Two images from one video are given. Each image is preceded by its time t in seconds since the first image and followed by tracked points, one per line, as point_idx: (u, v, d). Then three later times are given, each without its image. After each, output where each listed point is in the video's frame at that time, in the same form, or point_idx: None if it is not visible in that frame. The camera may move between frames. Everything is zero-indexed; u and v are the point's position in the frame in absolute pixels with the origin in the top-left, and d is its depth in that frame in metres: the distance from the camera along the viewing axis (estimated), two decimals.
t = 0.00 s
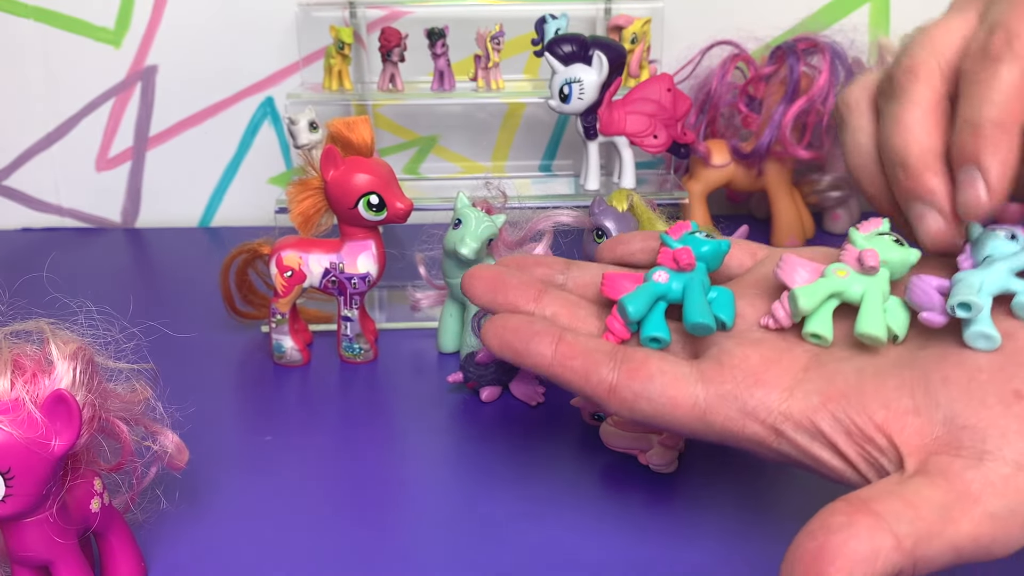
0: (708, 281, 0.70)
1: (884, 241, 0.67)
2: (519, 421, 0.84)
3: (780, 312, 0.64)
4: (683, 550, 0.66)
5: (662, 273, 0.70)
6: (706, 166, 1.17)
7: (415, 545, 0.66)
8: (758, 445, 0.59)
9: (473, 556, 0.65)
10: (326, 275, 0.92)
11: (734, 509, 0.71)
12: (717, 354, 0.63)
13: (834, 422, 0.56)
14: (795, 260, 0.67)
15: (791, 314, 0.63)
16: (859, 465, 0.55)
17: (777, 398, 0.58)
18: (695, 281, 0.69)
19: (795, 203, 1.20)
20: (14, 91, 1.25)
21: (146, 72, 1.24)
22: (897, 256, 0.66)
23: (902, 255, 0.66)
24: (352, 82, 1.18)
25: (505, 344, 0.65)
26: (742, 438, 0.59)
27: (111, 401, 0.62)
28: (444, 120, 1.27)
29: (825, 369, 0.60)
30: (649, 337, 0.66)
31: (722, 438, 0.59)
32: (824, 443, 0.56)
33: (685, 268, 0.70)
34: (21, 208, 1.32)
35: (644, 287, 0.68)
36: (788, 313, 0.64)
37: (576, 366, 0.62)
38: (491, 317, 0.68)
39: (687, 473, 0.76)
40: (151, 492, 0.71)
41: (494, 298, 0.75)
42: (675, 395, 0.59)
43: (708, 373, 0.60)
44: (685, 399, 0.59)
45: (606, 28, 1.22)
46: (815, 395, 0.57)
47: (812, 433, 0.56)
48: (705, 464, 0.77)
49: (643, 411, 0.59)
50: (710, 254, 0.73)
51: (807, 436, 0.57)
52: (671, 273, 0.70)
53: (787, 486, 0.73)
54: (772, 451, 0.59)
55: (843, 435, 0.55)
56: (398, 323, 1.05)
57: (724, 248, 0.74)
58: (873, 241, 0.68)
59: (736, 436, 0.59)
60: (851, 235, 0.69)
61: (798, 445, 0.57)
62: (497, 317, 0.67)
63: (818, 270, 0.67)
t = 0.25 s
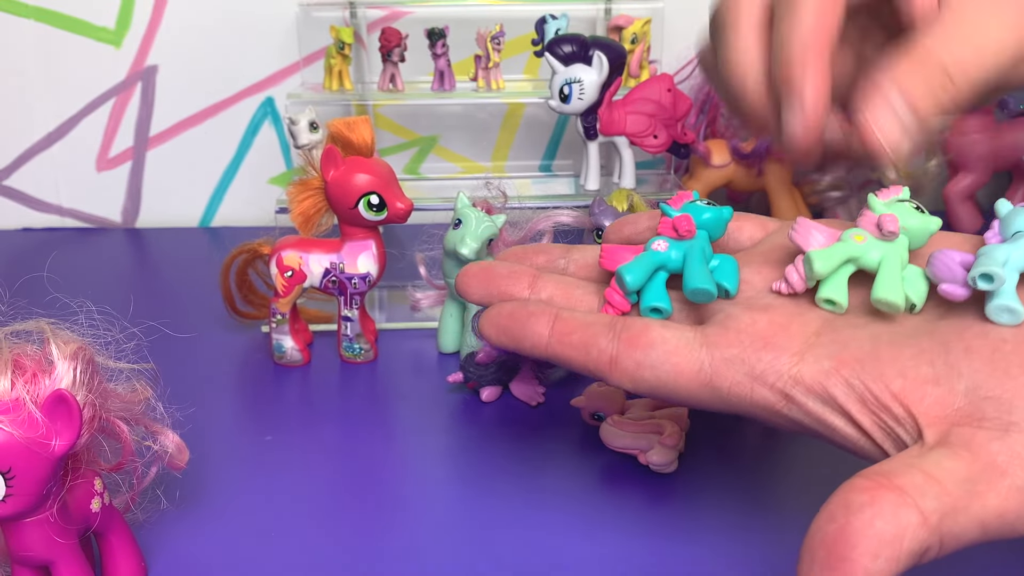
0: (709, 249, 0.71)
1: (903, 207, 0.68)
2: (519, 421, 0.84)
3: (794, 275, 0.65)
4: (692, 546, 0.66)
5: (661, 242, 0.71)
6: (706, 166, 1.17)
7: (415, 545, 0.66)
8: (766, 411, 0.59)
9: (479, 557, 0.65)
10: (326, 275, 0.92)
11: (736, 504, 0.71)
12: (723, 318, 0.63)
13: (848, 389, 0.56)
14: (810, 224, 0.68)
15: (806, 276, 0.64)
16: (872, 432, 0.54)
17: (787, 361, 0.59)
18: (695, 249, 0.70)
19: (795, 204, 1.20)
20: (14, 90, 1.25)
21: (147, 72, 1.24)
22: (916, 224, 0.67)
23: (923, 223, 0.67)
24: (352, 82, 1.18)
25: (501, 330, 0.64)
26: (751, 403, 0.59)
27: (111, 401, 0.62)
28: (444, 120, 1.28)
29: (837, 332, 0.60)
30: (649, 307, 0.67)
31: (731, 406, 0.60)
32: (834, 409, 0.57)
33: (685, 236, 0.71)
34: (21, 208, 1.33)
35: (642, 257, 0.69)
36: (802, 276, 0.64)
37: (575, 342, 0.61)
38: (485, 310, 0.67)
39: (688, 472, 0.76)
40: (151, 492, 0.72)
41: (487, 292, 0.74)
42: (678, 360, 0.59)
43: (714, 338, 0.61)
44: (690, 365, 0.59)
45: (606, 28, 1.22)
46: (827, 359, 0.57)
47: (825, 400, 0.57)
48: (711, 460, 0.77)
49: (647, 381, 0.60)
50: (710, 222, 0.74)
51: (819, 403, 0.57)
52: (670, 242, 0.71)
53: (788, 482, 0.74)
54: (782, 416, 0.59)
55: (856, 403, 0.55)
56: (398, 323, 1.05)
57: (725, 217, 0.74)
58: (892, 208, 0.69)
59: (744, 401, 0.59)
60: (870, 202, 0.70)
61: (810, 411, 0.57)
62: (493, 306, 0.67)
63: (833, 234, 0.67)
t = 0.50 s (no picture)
0: (704, 254, 0.70)
1: (915, 212, 0.63)
2: (519, 421, 0.84)
3: (795, 278, 0.64)
4: (695, 550, 0.66)
5: (656, 247, 0.71)
6: (706, 166, 1.16)
7: (414, 545, 0.66)
8: (766, 419, 0.59)
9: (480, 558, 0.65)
10: (326, 275, 0.92)
11: (737, 504, 0.71)
12: (720, 324, 0.64)
13: (848, 394, 0.56)
14: (815, 225, 0.65)
15: (807, 280, 0.63)
16: (873, 438, 0.55)
17: (785, 366, 0.59)
18: (690, 254, 0.69)
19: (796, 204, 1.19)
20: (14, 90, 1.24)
21: (146, 72, 1.24)
22: (925, 229, 0.62)
23: (933, 230, 0.62)
24: (352, 82, 1.18)
25: (493, 338, 0.64)
26: (750, 409, 0.59)
27: (110, 400, 0.62)
28: (444, 120, 1.27)
29: (837, 336, 0.60)
30: (643, 312, 0.68)
31: (729, 411, 0.60)
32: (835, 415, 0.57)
33: (679, 241, 0.71)
34: (20, 208, 1.32)
35: (637, 261, 0.69)
36: (804, 279, 0.64)
37: (569, 347, 0.61)
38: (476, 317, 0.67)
39: (687, 473, 0.76)
40: (150, 492, 0.71)
41: (479, 299, 0.75)
42: (674, 365, 0.59)
43: (710, 343, 0.61)
44: (686, 370, 0.59)
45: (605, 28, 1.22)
46: (827, 363, 0.58)
47: (825, 405, 0.57)
48: (713, 459, 0.77)
49: (642, 387, 0.59)
50: (705, 227, 0.73)
51: (821, 409, 0.57)
52: (664, 248, 0.71)
53: (788, 481, 0.74)
54: (782, 423, 0.59)
55: (857, 408, 0.55)
56: (397, 323, 1.05)
57: (720, 221, 0.74)
58: (903, 212, 0.64)
59: (743, 407, 0.59)
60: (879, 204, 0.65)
61: (809, 416, 0.57)
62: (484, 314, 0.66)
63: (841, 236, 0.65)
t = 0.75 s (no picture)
0: (701, 251, 0.70)
1: (846, 207, 0.65)
2: (519, 421, 0.84)
3: (743, 285, 0.64)
4: (693, 553, 0.65)
5: (654, 242, 0.70)
6: (706, 166, 1.17)
7: (413, 544, 0.66)
8: (758, 415, 0.60)
9: (478, 556, 0.65)
10: (326, 275, 0.91)
11: (736, 505, 0.71)
12: (714, 319, 0.65)
13: (838, 391, 0.56)
14: (753, 233, 0.66)
15: (755, 285, 0.63)
16: (862, 435, 0.55)
17: (777, 364, 0.60)
18: (688, 251, 0.69)
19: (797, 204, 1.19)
20: (13, 89, 1.24)
21: (146, 72, 1.24)
22: (858, 222, 0.64)
23: (868, 222, 0.64)
24: (352, 82, 1.18)
25: (490, 326, 0.64)
26: (742, 406, 0.59)
27: (110, 401, 0.62)
28: (444, 120, 1.27)
29: (827, 334, 0.61)
30: (639, 306, 0.68)
31: (721, 407, 0.60)
32: (825, 413, 0.57)
33: (677, 237, 0.70)
34: (20, 207, 1.32)
35: (635, 255, 0.69)
36: (751, 285, 0.64)
37: (564, 338, 0.61)
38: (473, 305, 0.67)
39: (687, 473, 0.76)
40: (150, 492, 0.71)
41: (475, 288, 0.75)
42: (668, 358, 0.60)
43: (703, 339, 0.62)
44: (680, 363, 0.60)
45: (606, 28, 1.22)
46: (818, 361, 0.58)
47: (815, 402, 0.57)
48: (711, 459, 0.77)
49: (635, 379, 0.60)
50: (703, 225, 0.72)
51: (812, 406, 0.57)
52: (662, 243, 0.70)
53: (788, 482, 0.74)
54: (774, 420, 0.59)
55: (847, 405, 0.56)
56: (397, 323, 1.05)
57: (718, 220, 0.73)
58: (834, 210, 0.65)
59: (735, 403, 0.60)
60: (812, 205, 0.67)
61: (800, 413, 0.58)
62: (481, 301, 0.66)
63: (779, 241, 0.66)
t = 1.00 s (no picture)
0: (690, 251, 0.71)
1: (845, 216, 0.69)
2: (519, 421, 0.84)
3: (737, 281, 0.65)
4: (690, 554, 0.65)
5: (644, 243, 0.71)
6: (707, 166, 1.16)
7: (413, 544, 0.66)
8: (748, 416, 0.60)
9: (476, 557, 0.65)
10: (326, 275, 0.91)
11: (735, 505, 0.71)
12: (702, 321, 0.65)
13: (827, 392, 0.56)
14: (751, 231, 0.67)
15: (749, 281, 0.64)
16: (851, 436, 0.54)
17: (767, 365, 0.59)
18: (677, 251, 0.70)
19: (797, 204, 1.18)
20: (13, 89, 1.24)
21: (145, 72, 1.24)
22: (856, 231, 0.67)
23: (865, 232, 0.67)
24: (352, 82, 1.18)
25: (479, 328, 0.64)
26: (732, 407, 0.59)
27: (110, 401, 0.62)
28: (444, 120, 1.27)
29: (817, 337, 0.62)
30: (629, 307, 0.68)
31: (711, 409, 0.60)
32: (814, 415, 0.57)
33: (667, 238, 0.71)
34: (20, 207, 1.32)
35: (624, 256, 0.69)
36: (745, 282, 0.64)
37: (553, 339, 0.62)
38: (462, 306, 0.66)
39: (687, 474, 0.76)
40: (150, 492, 0.71)
41: (463, 290, 0.74)
42: (658, 360, 0.60)
43: (692, 340, 0.62)
44: (670, 365, 0.60)
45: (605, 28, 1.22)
46: (808, 363, 0.58)
47: (804, 404, 0.57)
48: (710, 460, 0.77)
49: (625, 381, 0.60)
50: (692, 225, 0.73)
51: (801, 408, 0.57)
52: (652, 244, 0.71)
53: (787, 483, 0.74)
54: (763, 422, 0.59)
55: (836, 407, 0.55)
56: (397, 323, 1.05)
57: (707, 220, 0.74)
58: (834, 217, 0.69)
59: (724, 404, 0.59)
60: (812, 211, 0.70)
61: (789, 415, 0.58)
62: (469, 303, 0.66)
63: (775, 242, 0.67)
